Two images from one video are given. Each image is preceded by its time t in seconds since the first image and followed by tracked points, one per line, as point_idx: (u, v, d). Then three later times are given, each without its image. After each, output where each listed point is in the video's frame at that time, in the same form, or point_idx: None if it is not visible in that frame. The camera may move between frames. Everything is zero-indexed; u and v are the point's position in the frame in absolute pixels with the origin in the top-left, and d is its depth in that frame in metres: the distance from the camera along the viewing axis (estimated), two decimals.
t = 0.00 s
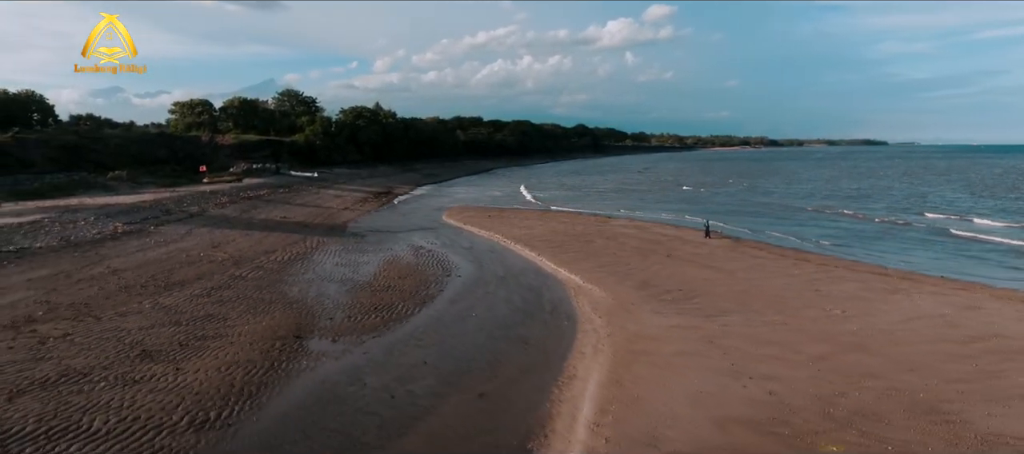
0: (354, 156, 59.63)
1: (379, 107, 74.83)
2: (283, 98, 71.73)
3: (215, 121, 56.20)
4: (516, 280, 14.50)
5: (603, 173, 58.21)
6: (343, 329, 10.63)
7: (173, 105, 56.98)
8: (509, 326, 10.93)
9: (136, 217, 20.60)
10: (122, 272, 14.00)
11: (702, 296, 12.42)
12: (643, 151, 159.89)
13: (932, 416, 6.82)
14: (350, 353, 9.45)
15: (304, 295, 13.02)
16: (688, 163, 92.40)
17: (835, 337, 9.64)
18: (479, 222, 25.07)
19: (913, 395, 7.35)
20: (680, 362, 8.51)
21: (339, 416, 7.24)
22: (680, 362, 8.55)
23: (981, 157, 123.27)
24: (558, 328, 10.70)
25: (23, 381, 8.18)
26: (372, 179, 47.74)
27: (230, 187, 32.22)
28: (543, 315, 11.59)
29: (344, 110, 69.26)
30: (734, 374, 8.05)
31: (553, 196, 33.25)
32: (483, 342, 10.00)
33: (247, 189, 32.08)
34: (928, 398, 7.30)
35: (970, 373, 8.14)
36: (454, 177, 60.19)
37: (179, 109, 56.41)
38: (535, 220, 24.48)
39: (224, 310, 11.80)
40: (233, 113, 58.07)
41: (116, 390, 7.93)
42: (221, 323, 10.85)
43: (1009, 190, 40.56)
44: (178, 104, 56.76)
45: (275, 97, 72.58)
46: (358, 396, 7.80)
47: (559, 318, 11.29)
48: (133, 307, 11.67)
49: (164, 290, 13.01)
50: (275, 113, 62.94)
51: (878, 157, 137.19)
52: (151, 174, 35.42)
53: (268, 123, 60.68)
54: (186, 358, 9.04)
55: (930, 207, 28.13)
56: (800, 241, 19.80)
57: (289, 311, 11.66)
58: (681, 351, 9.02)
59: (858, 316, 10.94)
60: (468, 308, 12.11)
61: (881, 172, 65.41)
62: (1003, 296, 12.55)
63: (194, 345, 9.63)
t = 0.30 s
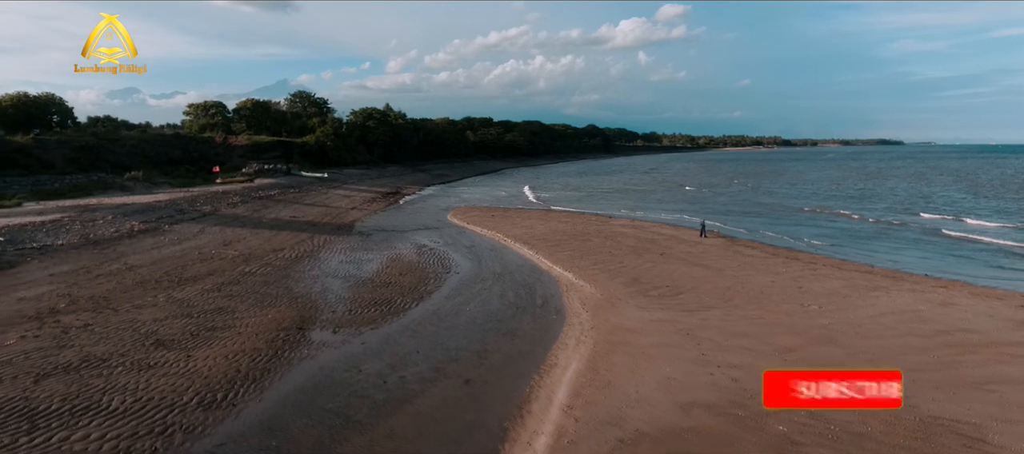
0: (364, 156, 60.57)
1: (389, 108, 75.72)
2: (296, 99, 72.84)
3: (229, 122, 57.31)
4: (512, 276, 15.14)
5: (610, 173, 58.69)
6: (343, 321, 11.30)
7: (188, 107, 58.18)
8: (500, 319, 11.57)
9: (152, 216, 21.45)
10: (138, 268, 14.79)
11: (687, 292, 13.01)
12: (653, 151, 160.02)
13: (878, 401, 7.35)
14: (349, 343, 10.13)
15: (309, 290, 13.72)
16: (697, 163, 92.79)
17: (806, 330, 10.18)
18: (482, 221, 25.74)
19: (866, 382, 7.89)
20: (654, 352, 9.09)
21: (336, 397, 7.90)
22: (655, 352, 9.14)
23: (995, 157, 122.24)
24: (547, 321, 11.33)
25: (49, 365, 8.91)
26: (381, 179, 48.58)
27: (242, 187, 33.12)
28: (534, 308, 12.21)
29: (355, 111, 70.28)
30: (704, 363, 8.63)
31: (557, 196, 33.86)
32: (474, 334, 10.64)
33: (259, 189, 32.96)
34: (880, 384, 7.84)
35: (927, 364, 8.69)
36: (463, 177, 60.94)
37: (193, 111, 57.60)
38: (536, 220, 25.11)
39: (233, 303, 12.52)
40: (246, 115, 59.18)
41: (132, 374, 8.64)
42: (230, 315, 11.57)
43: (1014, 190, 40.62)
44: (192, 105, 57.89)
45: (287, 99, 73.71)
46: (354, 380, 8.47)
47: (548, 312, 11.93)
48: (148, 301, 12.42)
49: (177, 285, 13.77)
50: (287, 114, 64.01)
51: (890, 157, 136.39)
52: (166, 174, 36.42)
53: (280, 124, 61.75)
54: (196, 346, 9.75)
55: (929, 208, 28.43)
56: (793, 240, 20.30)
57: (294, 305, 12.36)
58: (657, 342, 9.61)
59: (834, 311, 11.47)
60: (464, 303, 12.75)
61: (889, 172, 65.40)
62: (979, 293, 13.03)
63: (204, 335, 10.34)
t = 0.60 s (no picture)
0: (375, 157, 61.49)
1: (400, 109, 76.68)
2: (308, 100, 73.98)
3: (243, 123, 58.45)
4: (510, 273, 15.76)
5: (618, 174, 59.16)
6: (347, 314, 11.99)
7: (203, 109, 59.41)
8: (494, 313, 12.20)
9: (168, 215, 22.32)
10: (154, 263, 15.60)
11: (676, 288, 13.55)
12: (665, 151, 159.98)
13: (847, 390, 7.69)
14: (350, 334, 10.81)
15: (316, 285, 14.44)
16: (706, 163, 92.92)
17: (783, 324, 10.69)
18: (487, 221, 26.39)
19: (829, 371, 8.38)
20: (635, 343, 9.67)
21: (336, 382, 8.57)
22: (636, 343, 9.71)
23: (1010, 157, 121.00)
24: (538, 315, 11.93)
25: (74, 352, 9.68)
26: (391, 179, 49.41)
27: (255, 187, 34.02)
28: (528, 303, 12.83)
29: (367, 112, 71.27)
30: (680, 353, 9.19)
31: (562, 196, 34.42)
32: (468, 327, 11.28)
33: (271, 189, 33.85)
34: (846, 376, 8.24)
35: (892, 355, 9.18)
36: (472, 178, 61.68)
37: (209, 112, 58.81)
38: (539, 219, 25.72)
39: (244, 297, 13.26)
40: (259, 116, 60.30)
41: (150, 360, 9.38)
42: (241, 308, 12.31)
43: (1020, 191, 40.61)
44: (208, 108, 59.10)
45: (301, 100, 74.89)
46: (354, 367, 9.13)
47: (540, 306, 12.53)
48: (164, 294, 13.19)
49: (191, 279, 14.55)
50: (300, 115, 65.11)
51: (904, 157, 135.37)
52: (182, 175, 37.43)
53: (293, 125, 62.83)
54: (208, 335, 10.49)
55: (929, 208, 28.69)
56: (788, 239, 20.74)
57: (300, 299, 13.07)
58: (639, 334, 10.18)
59: (814, 307, 11.96)
60: (462, 298, 13.40)
61: (899, 173, 65.24)
62: (959, 291, 13.45)
63: (216, 326, 11.06)
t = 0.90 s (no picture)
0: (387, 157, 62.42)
1: (412, 110, 77.60)
2: (322, 101, 75.15)
3: (258, 124, 59.63)
4: (510, 270, 16.40)
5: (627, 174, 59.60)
6: (352, 308, 12.70)
7: (219, 110, 60.67)
8: (491, 307, 12.86)
9: (186, 214, 23.23)
10: (172, 260, 16.44)
11: (667, 285, 14.12)
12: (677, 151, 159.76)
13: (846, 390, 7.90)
14: (354, 325, 11.53)
15: (325, 281, 15.18)
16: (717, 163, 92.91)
17: (764, 319, 11.24)
18: (492, 220, 27.05)
19: (789, 360, 9.04)
20: (619, 336, 10.28)
21: (339, 368, 9.28)
22: (620, 335, 10.35)
23: None
24: (532, 309, 12.57)
25: (99, 340, 10.47)
26: (402, 179, 50.26)
27: (269, 187, 34.98)
28: (523, 299, 13.47)
29: (379, 113, 72.27)
30: (660, 345, 9.78)
31: (568, 196, 34.99)
32: (465, 320, 11.94)
33: (284, 189, 34.76)
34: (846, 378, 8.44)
35: (862, 348, 9.71)
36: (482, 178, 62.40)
37: (224, 113, 60.05)
38: (544, 219, 26.34)
39: (256, 291, 14.03)
40: (274, 117, 61.46)
41: (169, 347, 10.15)
42: (253, 301, 13.07)
43: None
44: (224, 108, 60.28)
45: (314, 101, 76.08)
46: (356, 355, 9.83)
47: (535, 301, 13.17)
48: (182, 288, 14.00)
49: (207, 275, 15.36)
50: (313, 116, 66.23)
51: (919, 158, 134.15)
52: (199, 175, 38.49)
53: (306, 126, 63.93)
54: (222, 326, 11.25)
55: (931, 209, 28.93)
56: (786, 239, 21.18)
57: (309, 293, 13.81)
58: (625, 327, 10.79)
59: (797, 304, 12.49)
60: (462, 293, 14.07)
61: (910, 173, 64.97)
62: (942, 289, 13.90)
63: (229, 318, 11.82)
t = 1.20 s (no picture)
0: (400, 158, 63.39)
1: (425, 111, 78.64)
2: (337, 102, 76.34)
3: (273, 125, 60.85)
4: (512, 267, 17.10)
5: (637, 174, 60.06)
6: (360, 301, 13.47)
7: (237, 112, 61.98)
8: (490, 301, 13.58)
9: (204, 213, 24.18)
10: (191, 256, 17.33)
11: (660, 281, 14.73)
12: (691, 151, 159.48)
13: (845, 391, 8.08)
14: (361, 317, 12.29)
15: (334, 277, 15.96)
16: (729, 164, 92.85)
17: (748, 313, 11.81)
18: (499, 219, 27.72)
19: (765, 352, 9.61)
20: (608, 328, 10.92)
21: (344, 354, 10.04)
22: (608, 327, 11.00)
23: None
24: (529, 303, 13.26)
25: (125, 329, 11.33)
26: (414, 179, 51.12)
27: (283, 187, 35.95)
28: (522, 293, 14.20)
29: (392, 113, 73.30)
30: (644, 336, 10.42)
31: (575, 196, 35.57)
32: (465, 312, 12.68)
33: (299, 189, 35.72)
34: (843, 379, 8.60)
35: (837, 339, 10.25)
36: (493, 178, 63.17)
37: (241, 114, 61.34)
38: (549, 218, 26.97)
39: (269, 285, 14.84)
40: (289, 118, 62.66)
41: (189, 335, 10.98)
42: (267, 295, 13.89)
43: None
44: (241, 110, 61.60)
45: (329, 102, 77.32)
46: (360, 344, 10.58)
47: (533, 296, 13.86)
48: (201, 283, 14.86)
49: (224, 270, 16.21)
50: (328, 117, 67.38)
51: (936, 157, 132.75)
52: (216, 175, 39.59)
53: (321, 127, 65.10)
54: (238, 317, 12.07)
55: (934, 209, 29.15)
56: (784, 237, 21.63)
57: (320, 287, 14.61)
58: (613, 320, 11.44)
59: (783, 300, 13.01)
60: (464, 288, 14.78)
61: (923, 174, 64.70)
62: (928, 286, 14.35)
63: (244, 309, 12.63)
